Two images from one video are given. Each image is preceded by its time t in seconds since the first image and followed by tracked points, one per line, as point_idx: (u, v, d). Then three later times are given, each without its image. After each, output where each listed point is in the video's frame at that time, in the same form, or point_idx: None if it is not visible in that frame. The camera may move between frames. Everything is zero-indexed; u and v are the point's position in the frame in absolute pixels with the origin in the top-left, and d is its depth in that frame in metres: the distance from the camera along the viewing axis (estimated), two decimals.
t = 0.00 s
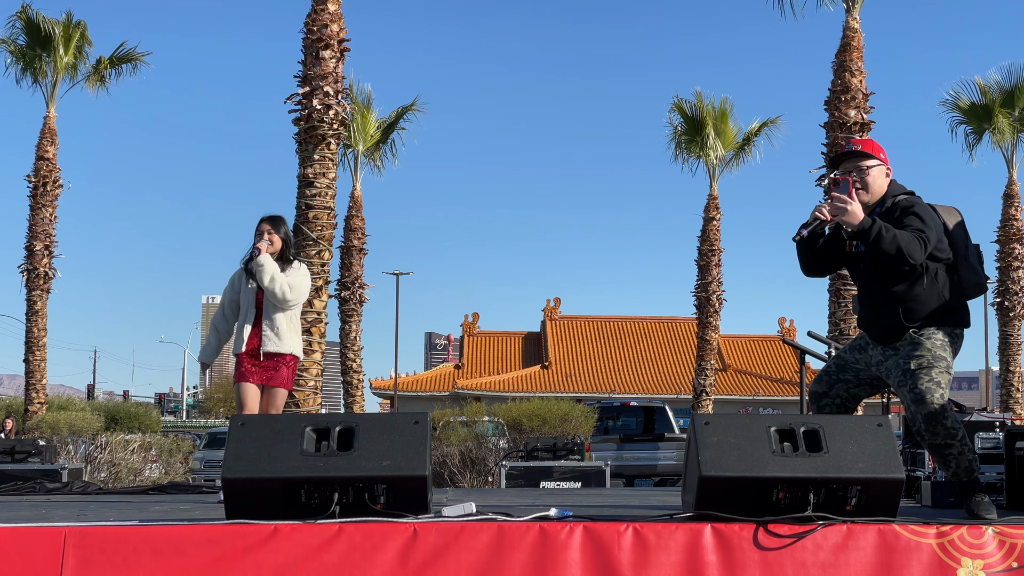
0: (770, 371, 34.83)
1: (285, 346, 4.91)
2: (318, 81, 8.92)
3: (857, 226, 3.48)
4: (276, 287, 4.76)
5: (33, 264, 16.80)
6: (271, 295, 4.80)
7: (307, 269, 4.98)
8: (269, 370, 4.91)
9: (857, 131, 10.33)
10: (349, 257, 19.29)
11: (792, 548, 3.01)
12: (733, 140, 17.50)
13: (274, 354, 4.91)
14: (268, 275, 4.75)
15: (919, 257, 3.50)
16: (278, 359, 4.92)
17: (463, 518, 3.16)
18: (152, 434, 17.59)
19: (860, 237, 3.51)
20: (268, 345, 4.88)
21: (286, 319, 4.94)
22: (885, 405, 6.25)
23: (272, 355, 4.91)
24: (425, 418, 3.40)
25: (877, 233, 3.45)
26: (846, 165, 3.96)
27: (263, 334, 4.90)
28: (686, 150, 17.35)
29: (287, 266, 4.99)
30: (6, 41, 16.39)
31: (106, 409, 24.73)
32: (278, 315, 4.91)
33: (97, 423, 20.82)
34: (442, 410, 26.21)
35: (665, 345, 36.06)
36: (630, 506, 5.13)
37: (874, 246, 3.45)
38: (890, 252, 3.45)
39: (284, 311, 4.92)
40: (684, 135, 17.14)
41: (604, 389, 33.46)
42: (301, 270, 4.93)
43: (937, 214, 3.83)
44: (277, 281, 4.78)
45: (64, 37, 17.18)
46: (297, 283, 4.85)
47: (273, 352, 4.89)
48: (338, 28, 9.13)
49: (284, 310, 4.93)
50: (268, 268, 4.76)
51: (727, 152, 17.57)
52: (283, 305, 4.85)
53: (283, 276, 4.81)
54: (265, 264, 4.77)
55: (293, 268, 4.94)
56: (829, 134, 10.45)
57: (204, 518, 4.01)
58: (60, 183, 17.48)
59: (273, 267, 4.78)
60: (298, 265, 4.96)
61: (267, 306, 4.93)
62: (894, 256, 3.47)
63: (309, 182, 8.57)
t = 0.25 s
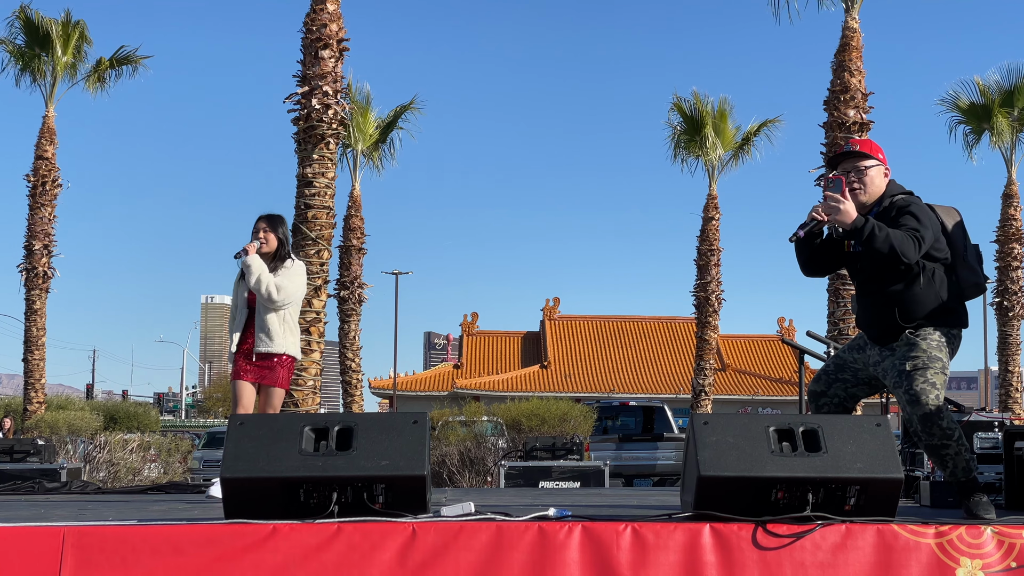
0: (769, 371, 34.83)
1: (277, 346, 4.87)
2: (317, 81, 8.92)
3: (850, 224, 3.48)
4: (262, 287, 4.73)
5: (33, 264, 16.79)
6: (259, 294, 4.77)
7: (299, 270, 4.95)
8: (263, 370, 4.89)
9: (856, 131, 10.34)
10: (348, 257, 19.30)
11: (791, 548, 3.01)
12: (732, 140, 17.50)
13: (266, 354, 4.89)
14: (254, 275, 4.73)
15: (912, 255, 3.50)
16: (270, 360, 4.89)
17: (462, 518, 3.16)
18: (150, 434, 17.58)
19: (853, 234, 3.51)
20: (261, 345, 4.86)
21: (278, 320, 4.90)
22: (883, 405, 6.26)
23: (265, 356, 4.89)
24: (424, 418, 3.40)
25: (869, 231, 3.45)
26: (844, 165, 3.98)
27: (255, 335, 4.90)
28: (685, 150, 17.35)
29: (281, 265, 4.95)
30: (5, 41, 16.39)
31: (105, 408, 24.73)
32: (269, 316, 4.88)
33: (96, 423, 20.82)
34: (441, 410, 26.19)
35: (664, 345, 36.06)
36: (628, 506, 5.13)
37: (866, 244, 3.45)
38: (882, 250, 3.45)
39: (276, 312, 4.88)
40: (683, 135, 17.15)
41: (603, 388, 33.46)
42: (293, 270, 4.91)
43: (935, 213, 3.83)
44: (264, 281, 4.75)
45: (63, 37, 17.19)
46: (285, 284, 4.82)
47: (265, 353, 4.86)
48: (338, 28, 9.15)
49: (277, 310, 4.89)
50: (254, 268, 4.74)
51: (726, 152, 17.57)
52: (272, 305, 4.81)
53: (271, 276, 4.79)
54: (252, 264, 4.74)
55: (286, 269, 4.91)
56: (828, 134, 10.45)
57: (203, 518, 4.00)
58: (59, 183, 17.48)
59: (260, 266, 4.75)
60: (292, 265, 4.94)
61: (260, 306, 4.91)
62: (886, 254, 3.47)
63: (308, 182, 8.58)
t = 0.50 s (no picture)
0: (769, 371, 34.82)
1: (270, 345, 4.85)
2: (316, 80, 8.92)
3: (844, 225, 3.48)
4: (253, 284, 4.73)
5: (32, 263, 16.79)
6: (251, 292, 4.77)
7: (292, 268, 4.93)
8: (258, 370, 4.89)
9: (855, 131, 10.34)
10: (347, 257, 19.30)
11: (791, 548, 3.01)
12: (731, 140, 17.49)
13: (260, 353, 4.87)
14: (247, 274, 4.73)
15: (907, 256, 3.49)
16: (265, 359, 4.88)
17: (462, 518, 3.16)
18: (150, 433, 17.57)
19: (847, 235, 3.50)
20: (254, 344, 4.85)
21: (272, 318, 4.88)
22: (883, 404, 6.25)
23: (260, 355, 4.88)
24: (423, 418, 3.40)
25: (863, 231, 3.44)
26: (842, 166, 3.98)
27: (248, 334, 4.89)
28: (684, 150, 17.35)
29: (274, 263, 4.95)
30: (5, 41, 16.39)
31: (105, 408, 24.73)
32: (262, 315, 4.86)
33: (96, 423, 20.81)
34: (441, 410, 26.17)
35: (664, 345, 36.06)
36: (627, 506, 5.12)
37: (860, 244, 3.45)
38: (876, 251, 3.45)
39: (269, 310, 4.87)
40: (682, 135, 17.14)
41: (603, 388, 33.45)
42: (286, 268, 4.90)
43: (934, 214, 3.82)
44: (255, 279, 4.75)
45: (63, 37, 17.19)
46: (277, 282, 4.81)
47: (259, 352, 4.85)
48: (337, 28, 9.16)
49: (270, 309, 4.87)
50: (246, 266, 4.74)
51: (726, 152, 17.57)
52: (265, 303, 4.80)
53: (263, 274, 4.78)
54: (244, 262, 4.75)
55: (280, 268, 4.91)
56: (828, 134, 10.45)
57: (203, 518, 3.99)
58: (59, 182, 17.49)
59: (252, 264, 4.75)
60: (285, 264, 4.93)
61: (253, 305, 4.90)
62: (881, 255, 3.47)
63: (307, 182, 8.58)
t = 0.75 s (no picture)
0: (768, 371, 34.82)
1: (262, 346, 4.84)
2: (316, 80, 8.93)
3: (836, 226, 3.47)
4: (246, 287, 4.70)
5: (32, 263, 16.79)
6: (244, 295, 4.75)
7: (284, 268, 4.92)
8: (250, 371, 4.88)
9: (855, 131, 10.34)
10: (347, 257, 19.30)
11: (790, 548, 3.01)
12: (731, 140, 17.49)
13: (253, 354, 4.86)
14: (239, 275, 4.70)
15: (900, 256, 3.47)
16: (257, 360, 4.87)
17: (462, 518, 3.16)
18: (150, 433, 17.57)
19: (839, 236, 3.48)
20: (246, 346, 4.84)
21: (264, 319, 4.87)
22: (883, 404, 6.25)
23: (253, 356, 4.87)
24: (423, 418, 3.40)
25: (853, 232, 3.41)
26: (840, 166, 4.00)
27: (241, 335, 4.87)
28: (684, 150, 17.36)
29: (266, 263, 4.92)
30: (5, 40, 16.39)
31: (105, 408, 24.72)
32: (255, 316, 4.85)
33: (96, 422, 20.80)
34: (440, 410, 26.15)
35: (663, 345, 36.05)
36: (627, 507, 5.11)
37: (850, 246, 3.43)
38: (868, 252, 3.43)
39: (262, 311, 4.85)
40: (682, 135, 17.15)
41: (603, 388, 33.44)
42: (279, 269, 4.88)
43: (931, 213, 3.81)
44: (248, 280, 4.72)
45: (63, 37, 17.19)
46: (270, 283, 4.79)
47: (251, 353, 4.84)
48: (337, 28, 9.16)
49: (262, 310, 4.85)
50: (238, 268, 4.71)
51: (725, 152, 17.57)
52: (257, 304, 4.78)
53: (256, 276, 4.75)
54: (237, 264, 4.72)
55: (272, 268, 4.89)
56: (828, 134, 10.46)
57: (202, 518, 3.98)
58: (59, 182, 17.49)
59: (244, 267, 4.72)
60: (277, 264, 4.91)
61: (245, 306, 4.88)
62: (873, 256, 3.45)
63: (308, 181, 8.59)
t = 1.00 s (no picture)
0: (769, 372, 34.81)
1: (253, 344, 4.81)
2: (317, 81, 8.94)
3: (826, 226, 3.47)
4: (238, 285, 4.68)
5: (33, 263, 16.80)
6: (236, 293, 4.73)
7: (275, 266, 4.91)
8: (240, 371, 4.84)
9: (856, 131, 10.34)
10: (347, 257, 19.30)
11: (790, 548, 3.01)
12: (731, 140, 17.49)
13: (243, 353, 4.83)
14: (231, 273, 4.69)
15: (891, 255, 3.47)
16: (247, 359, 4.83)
17: (462, 518, 3.16)
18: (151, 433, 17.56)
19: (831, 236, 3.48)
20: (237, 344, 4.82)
21: (255, 317, 4.85)
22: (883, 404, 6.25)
23: (243, 355, 4.84)
24: (423, 418, 3.40)
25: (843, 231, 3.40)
26: (837, 166, 4.00)
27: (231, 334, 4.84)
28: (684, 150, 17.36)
29: (256, 263, 4.92)
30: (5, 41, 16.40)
31: (105, 408, 24.73)
32: (246, 314, 4.83)
33: (96, 422, 20.80)
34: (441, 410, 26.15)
35: (664, 345, 36.05)
36: (628, 507, 5.10)
37: (844, 245, 3.40)
38: (859, 251, 3.42)
39: (253, 310, 4.83)
40: (682, 135, 17.15)
41: (603, 388, 33.44)
42: (270, 267, 4.88)
43: (929, 213, 3.81)
44: (240, 279, 4.70)
45: (63, 37, 17.20)
46: (262, 281, 4.78)
47: (241, 351, 4.81)
48: (338, 28, 9.16)
49: (253, 309, 4.83)
50: (230, 267, 4.69)
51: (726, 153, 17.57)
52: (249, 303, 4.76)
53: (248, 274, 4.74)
54: (228, 263, 4.70)
55: (262, 266, 4.88)
56: (828, 134, 10.45)
57: (202, 518, 3.97)
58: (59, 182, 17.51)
59: (236, 266, 4.70)
60: (268, 262, 4.91)
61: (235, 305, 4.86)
62: (864, 255, 3.44)
63: (308, 181, 8.59)
